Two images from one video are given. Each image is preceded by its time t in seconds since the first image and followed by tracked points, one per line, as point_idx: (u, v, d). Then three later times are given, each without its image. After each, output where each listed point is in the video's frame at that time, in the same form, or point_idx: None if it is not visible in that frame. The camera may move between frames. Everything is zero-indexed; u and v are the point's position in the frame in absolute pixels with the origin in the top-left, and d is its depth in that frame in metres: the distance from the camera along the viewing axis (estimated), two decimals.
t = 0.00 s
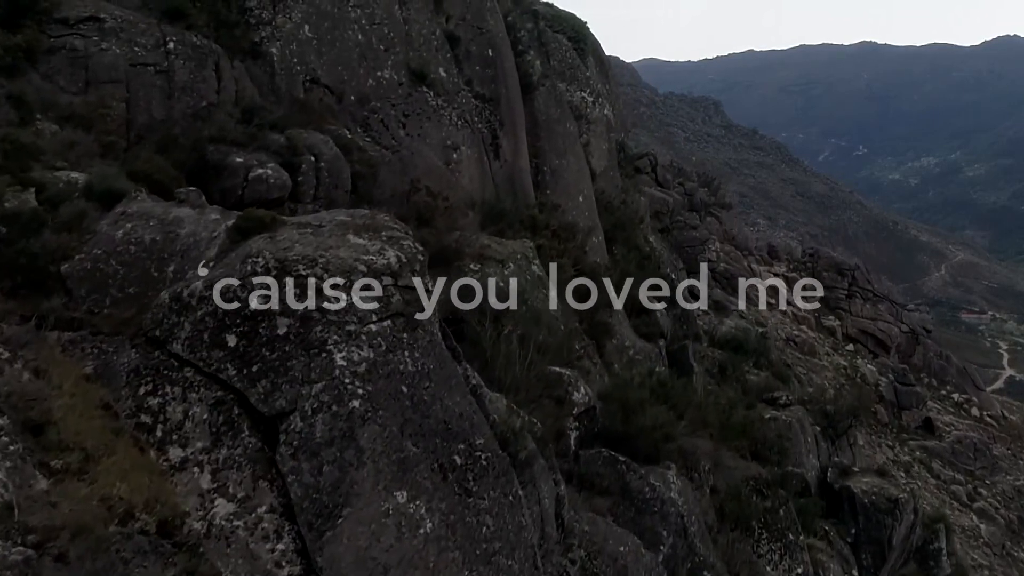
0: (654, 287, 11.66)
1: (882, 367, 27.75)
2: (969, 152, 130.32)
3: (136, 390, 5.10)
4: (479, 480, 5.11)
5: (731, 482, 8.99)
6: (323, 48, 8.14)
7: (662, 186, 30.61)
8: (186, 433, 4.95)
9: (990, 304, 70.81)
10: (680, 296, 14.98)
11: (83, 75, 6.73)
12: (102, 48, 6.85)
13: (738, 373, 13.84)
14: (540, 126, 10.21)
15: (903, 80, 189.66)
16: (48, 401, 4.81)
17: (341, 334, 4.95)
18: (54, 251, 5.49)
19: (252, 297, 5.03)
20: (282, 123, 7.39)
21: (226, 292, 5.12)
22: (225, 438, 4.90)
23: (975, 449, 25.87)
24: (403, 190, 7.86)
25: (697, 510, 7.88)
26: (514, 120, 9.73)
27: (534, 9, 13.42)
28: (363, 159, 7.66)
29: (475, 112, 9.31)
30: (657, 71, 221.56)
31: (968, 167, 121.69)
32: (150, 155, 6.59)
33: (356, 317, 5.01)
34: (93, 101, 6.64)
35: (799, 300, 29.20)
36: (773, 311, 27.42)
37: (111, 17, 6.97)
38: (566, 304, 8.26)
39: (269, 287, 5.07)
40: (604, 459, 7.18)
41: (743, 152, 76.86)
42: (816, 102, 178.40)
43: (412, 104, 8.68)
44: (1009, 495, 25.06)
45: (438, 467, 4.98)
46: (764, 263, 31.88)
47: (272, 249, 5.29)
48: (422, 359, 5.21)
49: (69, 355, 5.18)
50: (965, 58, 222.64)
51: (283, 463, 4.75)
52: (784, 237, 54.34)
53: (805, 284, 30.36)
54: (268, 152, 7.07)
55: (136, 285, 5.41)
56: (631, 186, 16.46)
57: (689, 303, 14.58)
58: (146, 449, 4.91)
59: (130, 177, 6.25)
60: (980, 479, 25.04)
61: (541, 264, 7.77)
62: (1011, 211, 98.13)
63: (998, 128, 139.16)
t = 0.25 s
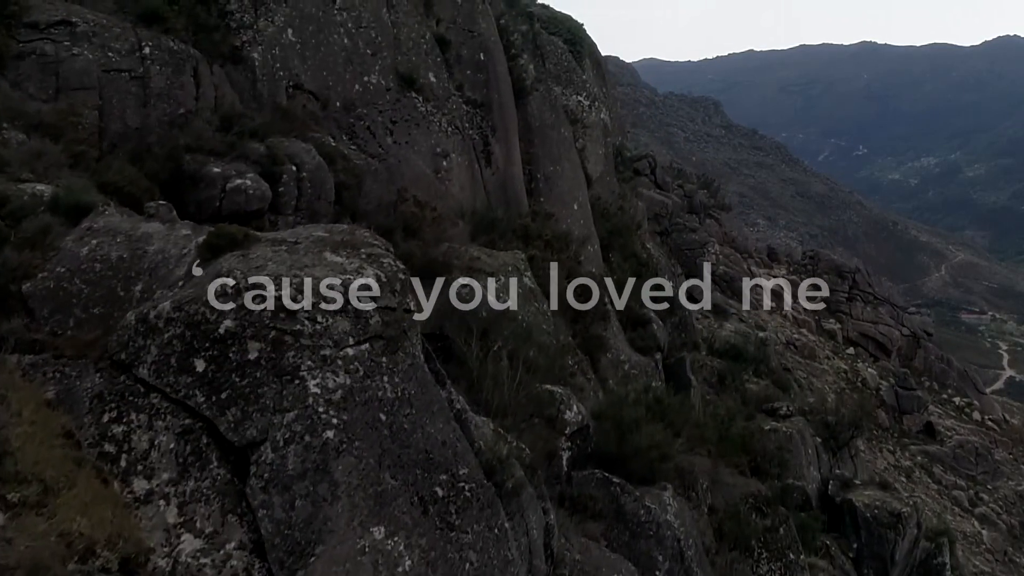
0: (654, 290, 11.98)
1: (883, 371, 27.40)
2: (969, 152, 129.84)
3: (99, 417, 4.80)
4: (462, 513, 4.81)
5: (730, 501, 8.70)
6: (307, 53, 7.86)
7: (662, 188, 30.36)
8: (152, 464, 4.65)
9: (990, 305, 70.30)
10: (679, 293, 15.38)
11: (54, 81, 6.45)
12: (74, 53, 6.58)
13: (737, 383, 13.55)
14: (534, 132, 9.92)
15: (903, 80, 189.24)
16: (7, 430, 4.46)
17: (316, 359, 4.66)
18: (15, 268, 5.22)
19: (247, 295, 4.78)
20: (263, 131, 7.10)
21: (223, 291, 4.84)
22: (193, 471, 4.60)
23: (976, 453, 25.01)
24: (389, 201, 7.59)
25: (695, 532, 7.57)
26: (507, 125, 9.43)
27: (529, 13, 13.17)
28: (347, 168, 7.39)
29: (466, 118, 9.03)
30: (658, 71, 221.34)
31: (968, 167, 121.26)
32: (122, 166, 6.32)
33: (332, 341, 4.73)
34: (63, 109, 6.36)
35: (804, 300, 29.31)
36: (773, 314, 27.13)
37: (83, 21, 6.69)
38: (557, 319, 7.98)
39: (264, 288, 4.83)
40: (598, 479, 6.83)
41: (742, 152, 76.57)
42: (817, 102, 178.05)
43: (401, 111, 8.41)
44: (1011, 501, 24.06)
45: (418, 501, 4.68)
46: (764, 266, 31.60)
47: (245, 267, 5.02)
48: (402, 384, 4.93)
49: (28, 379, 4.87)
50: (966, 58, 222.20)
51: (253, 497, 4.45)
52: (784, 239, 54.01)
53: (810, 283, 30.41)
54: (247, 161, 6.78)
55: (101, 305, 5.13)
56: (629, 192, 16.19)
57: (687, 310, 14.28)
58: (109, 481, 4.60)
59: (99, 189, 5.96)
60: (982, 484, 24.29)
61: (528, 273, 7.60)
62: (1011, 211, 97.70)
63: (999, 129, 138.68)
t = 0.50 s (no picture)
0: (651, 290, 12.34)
1: (884, 375, 27.01)
2: (969, 152, 129.42)
3: (54, 451, 4.47)
4: (442, 553, 4.52)
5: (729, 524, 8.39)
6: (289, 60, 7.56)
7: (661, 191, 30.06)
8: (111, 502, 4.31)
9: (990, 305, 69.86)
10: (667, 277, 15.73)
11: (18, 90, 6.07)
12: (39, 61, 6.19)
13: (736, 394, 13.23)
14: (526, 139, 9.62)
15: (903, 80, 188.82)
16: None
17: (284, 393, 4.35)
18: None
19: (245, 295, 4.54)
20: (241, 141, 6.80)
21: (187, 318, 4.49)
22: (153, 510, 4.28)
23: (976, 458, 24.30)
24: (373, 213, 7.31)
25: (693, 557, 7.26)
26: (498, 132, 9.13)
27: (524, 16, 12.87)
28: (329, 180, 7.10)
29: (455, 126, 8.74)
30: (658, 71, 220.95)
31: (967, 167, 120.83)
32: (90, 180, 6.02)
33: (302, 372, 4.42)
34: (27, 119, 6.00)
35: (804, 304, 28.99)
36: (773, 318, 26.79)
37: (50, 27, 6.32)
38: (549, 336, 7.69)
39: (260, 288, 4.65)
40: (590, 505, 6.29)
41: (742, 152, 76.23)
42: (817, 102, 177.67)
43: (387, 119, 8.11)
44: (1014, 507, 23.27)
45: (393, 542, 4.39)
46: (763, 268, 31.28)
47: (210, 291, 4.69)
48: (379, 415, 4.63)
49: None
50: (966, 58, 221.79)
51: (216, 541, 4.13)
52: (784, 240, 53.64)
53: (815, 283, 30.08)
54: (222, 174, 6.48)
55: (60, 331, 4.83)
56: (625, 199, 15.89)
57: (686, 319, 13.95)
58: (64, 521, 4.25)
59: (63, 205, 5.65)
60: (983, 489, 23.48)
61: (516, 292, 7.28)
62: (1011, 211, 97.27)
63: (999, 128, 138.22)
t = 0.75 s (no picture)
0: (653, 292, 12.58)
1: (885, 378, 26.61)
2: (969, 151, 129.05)
3: (7, 490, 4.07)
4: None
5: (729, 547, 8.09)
6: (270, 67, 7.28)
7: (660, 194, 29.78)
8: (69, 545, 3.94)
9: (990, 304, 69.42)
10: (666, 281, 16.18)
11: None
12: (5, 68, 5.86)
13: (736, 406, 12.94)
14: (520, 146, 9.32)
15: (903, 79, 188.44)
16: None
17: (250, 429, 4.07)
18: None
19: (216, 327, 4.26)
20: (218, 152, 6.51)
21: (147, 348, 4.20)
22: (111, 555, 3.93)
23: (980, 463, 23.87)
24: (357, 227, 7.04)
25: None
26: (489, 141, 8.85)
27: (518, 20, 12.60)
28: (311, 193, 6.83)
29: (445, 135, 8.46)
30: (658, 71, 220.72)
31: (968, 167, 120.44)
32: (57, 195, 5.71)
33: (271, 406, 4.14)
34: None
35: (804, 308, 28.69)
36: (773, 322, 26.47)
37: (17, 34, 6.01)
38: (540, 354, 7.42)
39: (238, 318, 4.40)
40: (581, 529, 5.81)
41: (742, 152, 75.93)
42: (817, 101, 177.32)
43: (374, 128, 7.82)
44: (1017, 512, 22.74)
45: None
46: (763, 271, 30.99)
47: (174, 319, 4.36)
48: (352, 450, 4.35)
49: None
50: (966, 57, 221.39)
51: None
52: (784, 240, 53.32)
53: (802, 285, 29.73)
54: (196, 188, 6.19)
55: (15, 360, 4.50)
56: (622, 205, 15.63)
57: (684, 328, 13.66)
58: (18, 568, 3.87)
59: (28, 222, 5.36)
60: (984, 494, 22.98)
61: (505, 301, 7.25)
62: (1011, 211, 96.89)
63: (999, 128, 137.81)
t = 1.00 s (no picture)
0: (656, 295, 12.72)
1: (886, 383, 26.14)
2: (969, 151, 128.64)
3: None
4: None
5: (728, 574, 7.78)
6: (248, 76, 6.97)
7: (658, 197, 29.47)
8: None
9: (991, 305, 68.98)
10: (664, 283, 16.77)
11: None
12: None
13: (735, 419, 12.62)
14: (511, 156, 9.02)
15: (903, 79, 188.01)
16: None
17: (209, 475, 3.75)
18: None
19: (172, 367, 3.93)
20: (191, 167, 6.20)
21: (100, 387, 3.85)
22: None
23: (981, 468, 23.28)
24: (338, 244, 6.74)
25: None
26: (479, 150, 8.54)
27: (511, 24, 12.31)
28: (290, 209, 6.53)
29: (432, 145, 8.16)
30: (659, 71, 220.49)
31: (968, 167, 120.03)
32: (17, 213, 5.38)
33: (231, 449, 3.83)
34: None
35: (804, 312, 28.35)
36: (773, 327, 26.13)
37: None
38: (530, 375, 7.13)
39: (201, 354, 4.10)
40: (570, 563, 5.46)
41: (742, 153, 75.58)
42: (817, 101, 176.95)
43: (358, 139, 7.52)
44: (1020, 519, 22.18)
45: None
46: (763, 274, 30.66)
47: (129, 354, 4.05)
48: (321, 495, 4.05)
49: None
50: (966, 58, 220.96)
51: None
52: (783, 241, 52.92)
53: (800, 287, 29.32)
54: (167, 205, 5.88)
55: None
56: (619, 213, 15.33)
57: (682, 339, 13.34)
58: None
59: None
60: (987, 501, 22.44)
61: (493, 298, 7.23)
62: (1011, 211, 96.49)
63: (999, 128, 137.37)
